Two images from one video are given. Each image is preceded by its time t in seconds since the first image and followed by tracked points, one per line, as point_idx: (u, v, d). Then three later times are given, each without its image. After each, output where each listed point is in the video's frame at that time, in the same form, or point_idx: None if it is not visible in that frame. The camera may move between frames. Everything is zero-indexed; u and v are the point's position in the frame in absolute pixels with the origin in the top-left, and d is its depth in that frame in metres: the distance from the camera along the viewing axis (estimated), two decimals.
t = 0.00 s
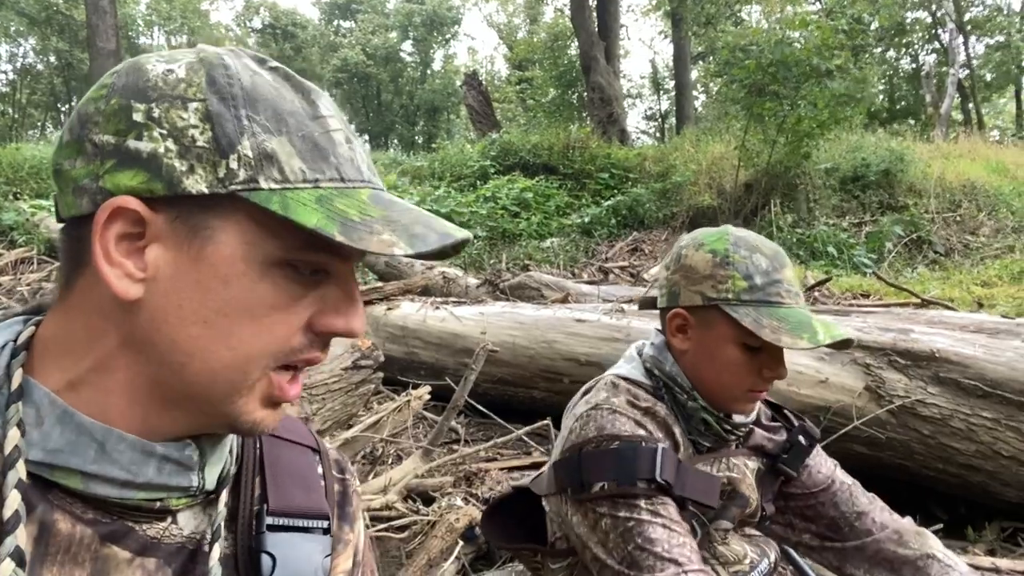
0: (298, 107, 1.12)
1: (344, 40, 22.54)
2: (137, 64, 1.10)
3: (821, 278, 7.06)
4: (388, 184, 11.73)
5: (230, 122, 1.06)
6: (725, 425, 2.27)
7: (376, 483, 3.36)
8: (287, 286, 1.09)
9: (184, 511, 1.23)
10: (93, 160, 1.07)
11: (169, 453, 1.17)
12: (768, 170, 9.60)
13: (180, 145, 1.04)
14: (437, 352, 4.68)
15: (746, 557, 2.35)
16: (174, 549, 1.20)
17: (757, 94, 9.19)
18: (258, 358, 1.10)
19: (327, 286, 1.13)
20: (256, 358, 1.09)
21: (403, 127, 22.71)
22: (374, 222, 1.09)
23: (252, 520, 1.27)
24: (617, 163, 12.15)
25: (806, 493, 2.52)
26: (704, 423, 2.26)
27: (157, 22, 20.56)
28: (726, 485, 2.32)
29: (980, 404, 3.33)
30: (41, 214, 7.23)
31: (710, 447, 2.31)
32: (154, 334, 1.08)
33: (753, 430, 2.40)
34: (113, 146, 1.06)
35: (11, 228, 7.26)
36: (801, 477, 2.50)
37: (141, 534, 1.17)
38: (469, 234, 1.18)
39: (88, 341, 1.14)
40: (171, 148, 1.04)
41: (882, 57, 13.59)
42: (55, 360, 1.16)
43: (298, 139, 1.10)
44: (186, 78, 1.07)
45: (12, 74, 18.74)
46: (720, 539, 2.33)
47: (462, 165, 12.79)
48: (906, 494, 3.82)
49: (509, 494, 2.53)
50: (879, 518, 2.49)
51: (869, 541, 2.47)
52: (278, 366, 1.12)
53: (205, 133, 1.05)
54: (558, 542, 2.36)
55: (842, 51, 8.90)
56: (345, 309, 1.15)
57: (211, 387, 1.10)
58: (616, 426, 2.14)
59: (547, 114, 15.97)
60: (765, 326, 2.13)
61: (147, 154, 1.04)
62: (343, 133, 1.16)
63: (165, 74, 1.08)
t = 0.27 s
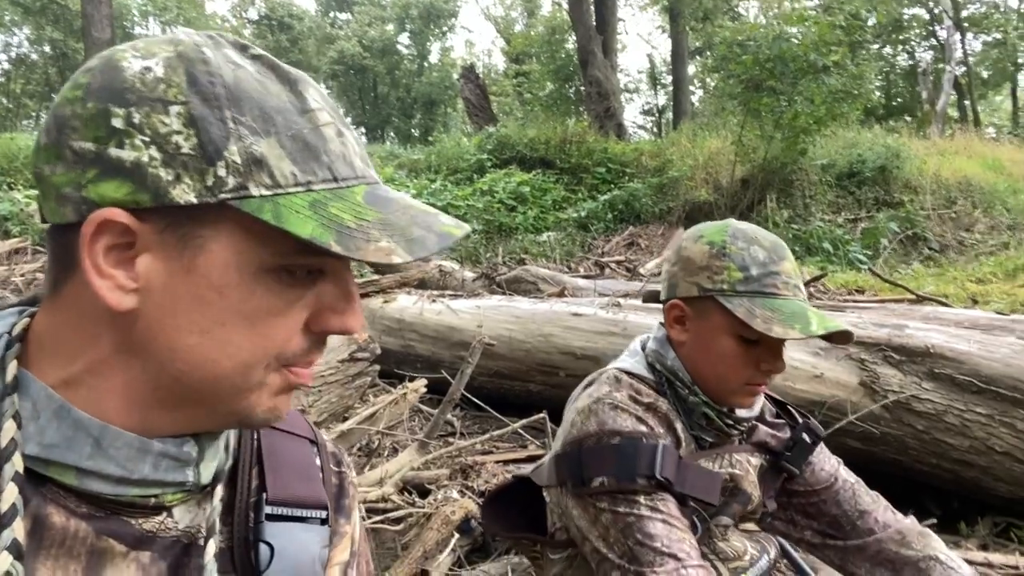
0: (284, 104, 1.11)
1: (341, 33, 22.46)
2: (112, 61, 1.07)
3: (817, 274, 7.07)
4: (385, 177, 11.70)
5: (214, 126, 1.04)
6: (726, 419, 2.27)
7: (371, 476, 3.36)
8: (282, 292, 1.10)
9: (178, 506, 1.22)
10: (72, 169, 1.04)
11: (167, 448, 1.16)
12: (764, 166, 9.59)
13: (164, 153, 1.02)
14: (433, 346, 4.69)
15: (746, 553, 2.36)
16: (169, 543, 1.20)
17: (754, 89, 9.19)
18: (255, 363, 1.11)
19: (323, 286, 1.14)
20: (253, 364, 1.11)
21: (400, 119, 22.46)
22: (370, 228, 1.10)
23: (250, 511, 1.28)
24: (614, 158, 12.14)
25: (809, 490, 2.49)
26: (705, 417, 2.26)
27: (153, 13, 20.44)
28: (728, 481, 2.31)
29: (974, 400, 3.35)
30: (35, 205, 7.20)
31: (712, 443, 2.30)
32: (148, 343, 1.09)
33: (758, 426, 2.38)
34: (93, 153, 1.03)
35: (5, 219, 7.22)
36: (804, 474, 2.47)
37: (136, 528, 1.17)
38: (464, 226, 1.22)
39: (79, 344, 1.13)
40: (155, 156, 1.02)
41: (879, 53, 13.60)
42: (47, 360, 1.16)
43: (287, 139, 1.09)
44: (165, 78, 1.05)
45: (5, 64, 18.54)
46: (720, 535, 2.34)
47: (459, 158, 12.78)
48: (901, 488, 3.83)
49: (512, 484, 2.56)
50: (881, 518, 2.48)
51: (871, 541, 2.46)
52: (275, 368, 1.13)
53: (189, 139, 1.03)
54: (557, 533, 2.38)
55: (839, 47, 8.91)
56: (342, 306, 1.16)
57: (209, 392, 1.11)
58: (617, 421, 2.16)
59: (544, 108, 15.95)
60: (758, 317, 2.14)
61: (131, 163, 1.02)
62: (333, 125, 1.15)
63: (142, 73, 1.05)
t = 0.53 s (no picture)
0: (291, 101, 1.12)
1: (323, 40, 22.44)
2: (123, 54, 1.08)
3: (798, 276, 7.14)
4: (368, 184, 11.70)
5: (222, 119, 1.05)
6: (713, 413, 2.30)
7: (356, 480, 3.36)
8: (283, 286, 1.11)
9: (171, 501, 1.23)
10: (82, 158, 1.05)
11: (158, 445, 1.17)
12: (745, 171, 9.64)
13: (173, 146, 1.03)
14: (417, 350, 4.69)
15: (733, 545, 2.34)
16: (161, 538, 1.20)
17: (733, 95, 9.29)
18: (254, 356, 1.12)
19: (323, 281, 1.14)
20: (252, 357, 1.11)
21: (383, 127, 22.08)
22: (374, 224, 1.12)
23: (243, 500, 1.28)
24: (596, 164, 12.21)
25: (793, 485, 2.52)
26: (693, 411, 2.28)
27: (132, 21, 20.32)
28: (715, 475, 2.34)
29: (952, 396, 3.41)
30: (15, 213, 7.13)
31: (699, 437, 2.34)
32: (149, 334, 1.09)
33: (741, 421, 2.46)
34: (102, 145, 1.04)
35: None
36: (789, 469, 2.51)
37: (129, 522, 1.18)
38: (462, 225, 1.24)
39: (80, 336, 1.14)
40: (164, 149, 1.03)
41: (856, 59, 13.78)
42: (44, 350, 1.17)
43: (293, 136, 1.10)
44: (176, 72, 1.06)
45: None
46: (709, 527, 2.33)
47: (442, 165, 12.79)
48: (881, 485, 3.88)
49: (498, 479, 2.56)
50: (865, 514, 2.50)
51: (854, 536, 2.48)
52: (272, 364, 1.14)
53: (198, 132, 1.04)
54: (546, 528, 2.39)
55: (817, 54, 9.04)
56: (340, 303, 1.16)
57: (207, 385, 1.12)
58: (607, 417, 2.17)
59: (527, 115, 16.00)
60: (743, 308, 2.17)
61: (140, 155, 1.03)
62: (337, 125, 1.16)
63: (153, 67, 1.06)
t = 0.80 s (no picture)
0: (300, 99, 1.13)
1: (314, 37, 22.36)
2: (124, 52, 1.06)
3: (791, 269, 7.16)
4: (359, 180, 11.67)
5: (238, 119, 1.05)
6: (723, 407, 2.31)
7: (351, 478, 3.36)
8: (297, 282, 1.12)
9: (172, 500, 1.22)
10: (90, 161, 1.04)
11: (163, 442, 1.17)
12: (738, 164, 9.71)
13: (190, 146, 1.03)
14: (412, 347, 4.69)
15: (742, 541, 2.34)
16: (162, 537, 1.20)
17: (725, 88, 9.31)
18: (272, 352, 1.13)
19: (333, 274, 1.16)
20: (270, 353, 1.13)
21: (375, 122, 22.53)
22: (389, 218, 1.14)
23: (241, 498, 1.28)
24: (589, 158, 12.23)
25: (802, 480, 2.52)
26: (704, 406, 2.29)
27: (122, 18, 20.21)
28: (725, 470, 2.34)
29: (944, 386, 3.42)
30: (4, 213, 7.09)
31: (710, 432, 2.33)
32: (165, 334, 1.10)
33: (753, 415, 2.42)
34: (112, 147, 1.03)
35: None
36: (798, 464, 2.50)
37: (130, 523, 1.17)
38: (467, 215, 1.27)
39: (89, 337, 1.13)
40: (181, 150, 1.03)
41: (848, 52, 13.79)
42: (48, 352, 1.15)
43: (304, 133, 1.11)
44: (184, 71, 1.05)
45: None
46: (717, 523, 2.31)
47: (435, 161, 12.77)
48: (875, 475, 3.90)
49: (499, 468, 2.54)
50: (873, 511, 2.51)
51: (862, 533, 2.49)
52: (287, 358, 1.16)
53: (214, 132, 1.04)
54: (553, 519, 2.38)
55: (809, 46, 9.05)
56: (349, 294, 1.18)
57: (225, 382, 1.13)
58: (618, 413, 2.16)
59: (519, 110, 15.97)
60: (753, 303, 2.16)
61: (156, 157, 1.02)
62: (342, 122, 1.18)
63: (160, 66, 1.05)
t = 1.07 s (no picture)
0: (286, 81, 1.15)
1: (321, 25, 22.33)
2: (112, 49, 1.07)
3: (796, 263, 7.14)
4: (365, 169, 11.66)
5: (240, 105, 1.08)
6: (725, 404, 2.29)
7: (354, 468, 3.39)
8: (306, 256, 1.18)
9: (179, 490, 1.23)
10: (99, 160, 1.04)
11: (175, 429, 1.18)
12: (744, 157, 9.62)
13: (197, 133, 1.05)
14: (415, 338, 4.70)
15: (740, 540, 2.32)
16: (167, 526, 1.21)
17: (733, 80, 9.22)
18: (287, 328, 1.18)
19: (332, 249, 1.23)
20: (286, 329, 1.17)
21: (382, 113, 22.10)
22: (388, 183, 1.19)
23: (240, 492, 1.29)
24: (595, 150, 12.20)
25: (805, 484, 2.50)
26: (703, 401, 2.27)
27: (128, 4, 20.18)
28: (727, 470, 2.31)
29: (945, 383, 3.42)
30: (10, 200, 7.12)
31: (711, 431, 2.33)
32: (184, 319, 1.12)
33: (756, 416, 2.42)
34: (120, 143, 1.03)
35: None
36: (802, 467, 2.49)
37: (140, 513, 1.18)
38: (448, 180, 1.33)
39: (99, 333, 1.14)
40: (190, 138, 1.05)
41: (857, 44, 13.71)
42: (53, 351, 1.16)
43: (298, 113, 1.14)
44: (178, 62, 1.07)
45: None
46: (716, 521, 2.30)
47: (440, 151, 12.75)
48: (874, 472, 3.89)
49: (501, 459, 2.53)
50: (875, 520, 2.52)
51: (862, 541, 2.50)
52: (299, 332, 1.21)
53: (220, 118, 1.06)
54: (552, 512, 2.39)
55: (818, 39, 9.00)
56: (344, 267, 1.25)
57: (244, 362, 1.16)
58: (619, 412, 2.17)
59: (526, 100, 15.91)
60: (726, 293, 2.19)
61: (166, 148, 1.04)
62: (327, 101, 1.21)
63: (153, 59, 1.07)
